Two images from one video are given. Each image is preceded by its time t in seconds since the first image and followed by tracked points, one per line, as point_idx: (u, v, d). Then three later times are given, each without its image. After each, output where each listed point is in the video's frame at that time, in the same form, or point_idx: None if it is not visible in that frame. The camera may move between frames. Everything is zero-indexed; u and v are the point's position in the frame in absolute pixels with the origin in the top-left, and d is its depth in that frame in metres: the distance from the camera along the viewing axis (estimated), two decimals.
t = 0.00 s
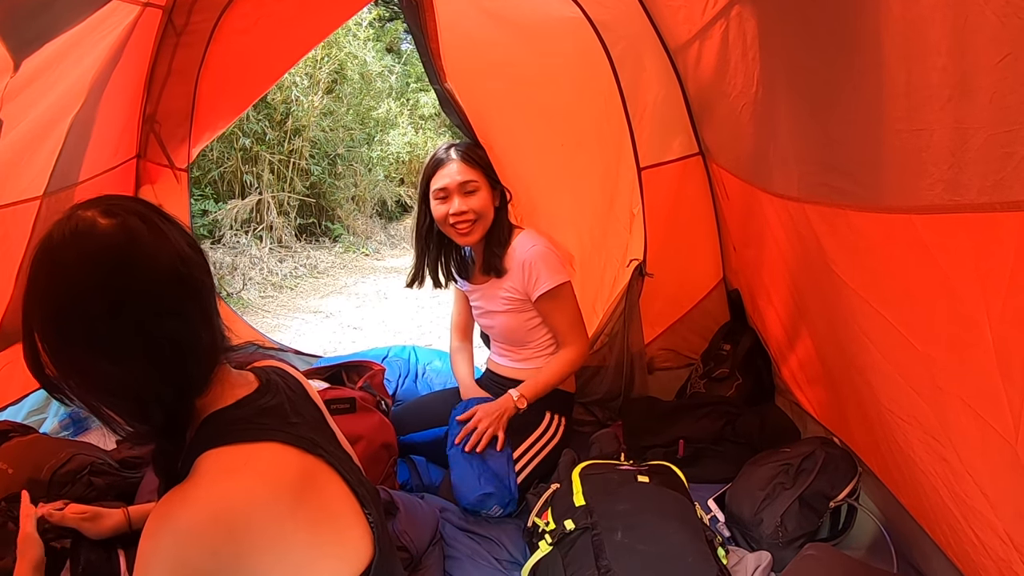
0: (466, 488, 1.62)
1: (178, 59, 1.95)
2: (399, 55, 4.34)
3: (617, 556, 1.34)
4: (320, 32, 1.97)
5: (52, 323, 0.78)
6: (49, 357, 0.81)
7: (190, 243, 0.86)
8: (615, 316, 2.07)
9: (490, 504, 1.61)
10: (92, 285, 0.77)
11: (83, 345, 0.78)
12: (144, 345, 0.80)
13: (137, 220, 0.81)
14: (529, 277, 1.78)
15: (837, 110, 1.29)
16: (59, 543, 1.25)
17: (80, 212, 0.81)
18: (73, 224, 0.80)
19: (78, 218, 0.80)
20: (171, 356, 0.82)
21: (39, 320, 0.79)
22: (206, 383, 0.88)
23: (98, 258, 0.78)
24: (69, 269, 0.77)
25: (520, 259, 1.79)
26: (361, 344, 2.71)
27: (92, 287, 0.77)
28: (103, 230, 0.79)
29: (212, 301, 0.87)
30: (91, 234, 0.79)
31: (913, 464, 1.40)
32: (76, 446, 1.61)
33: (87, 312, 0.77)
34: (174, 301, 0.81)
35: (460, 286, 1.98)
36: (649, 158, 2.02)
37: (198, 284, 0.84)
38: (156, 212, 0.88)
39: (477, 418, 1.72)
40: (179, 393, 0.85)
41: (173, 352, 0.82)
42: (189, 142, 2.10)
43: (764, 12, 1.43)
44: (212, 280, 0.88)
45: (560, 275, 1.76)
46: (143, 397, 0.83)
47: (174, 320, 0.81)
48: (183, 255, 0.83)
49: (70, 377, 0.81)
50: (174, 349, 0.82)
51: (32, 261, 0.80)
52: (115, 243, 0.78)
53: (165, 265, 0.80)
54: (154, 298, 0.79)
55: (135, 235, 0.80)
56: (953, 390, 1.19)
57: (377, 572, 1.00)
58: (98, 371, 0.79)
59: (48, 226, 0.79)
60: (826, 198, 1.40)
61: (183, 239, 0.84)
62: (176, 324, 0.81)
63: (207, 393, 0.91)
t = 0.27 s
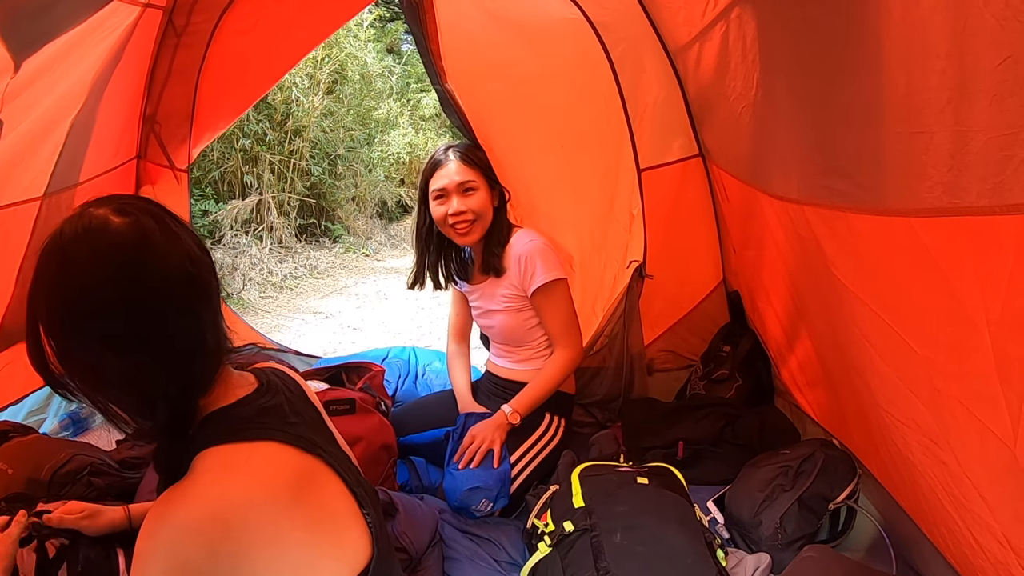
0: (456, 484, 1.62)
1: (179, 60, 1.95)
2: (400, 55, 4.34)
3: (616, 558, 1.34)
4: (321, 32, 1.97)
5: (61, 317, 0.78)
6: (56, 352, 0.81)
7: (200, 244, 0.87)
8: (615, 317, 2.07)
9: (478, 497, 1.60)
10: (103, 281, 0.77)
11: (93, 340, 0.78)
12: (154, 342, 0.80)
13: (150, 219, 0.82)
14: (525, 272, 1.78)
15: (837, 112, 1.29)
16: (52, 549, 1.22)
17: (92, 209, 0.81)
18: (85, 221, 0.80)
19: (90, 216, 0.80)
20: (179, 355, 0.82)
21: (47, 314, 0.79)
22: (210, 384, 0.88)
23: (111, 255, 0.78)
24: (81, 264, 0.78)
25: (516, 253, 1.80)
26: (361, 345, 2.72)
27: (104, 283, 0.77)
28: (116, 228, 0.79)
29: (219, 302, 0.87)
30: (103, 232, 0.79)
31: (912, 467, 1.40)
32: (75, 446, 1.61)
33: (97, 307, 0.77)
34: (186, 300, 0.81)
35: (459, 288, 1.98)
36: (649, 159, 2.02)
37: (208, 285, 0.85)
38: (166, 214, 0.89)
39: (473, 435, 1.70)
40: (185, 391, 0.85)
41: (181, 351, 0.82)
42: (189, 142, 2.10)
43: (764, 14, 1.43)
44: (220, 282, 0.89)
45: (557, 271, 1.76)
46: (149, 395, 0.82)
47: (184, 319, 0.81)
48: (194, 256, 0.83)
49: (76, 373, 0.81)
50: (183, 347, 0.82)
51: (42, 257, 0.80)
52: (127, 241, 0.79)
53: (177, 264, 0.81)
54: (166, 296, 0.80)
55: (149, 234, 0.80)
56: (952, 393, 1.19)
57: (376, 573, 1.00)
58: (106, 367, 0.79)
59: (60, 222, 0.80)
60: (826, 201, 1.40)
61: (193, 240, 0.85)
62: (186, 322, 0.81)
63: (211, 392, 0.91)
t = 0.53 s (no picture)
0: (456, 483, 1.64)
1: (180, 59, 1.95)
2: (400, 55, 4.34)
3: (617, 557, 1.34)
4: (322, 32, 1.97)
5: (66, 315, 0.78)
6: (60, 349, 0.81)
7: (205, 242, 0.87)
8: (615, 317, 2.07)
9: (478, 496, 1.62)
10: (109, 279, 0.77)
11: (98, 338, 0.78)
12: (159, 339, 0.80)
13: (156, 218, 0.82)
14: (525, 270, 1.78)
15: (838, 111, 1.29)
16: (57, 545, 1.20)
17: (98, 207, 0.81)
18: (91, 219, 0.80)
19: (95, 214, 0.80)
20: (184, 353, 0.82)
21: (52, 312, 0.79)
22: (215, 380, 0.89)
23: (117, 253, 0.78)
24: (86, 262, 0.78)
25: (516, 252, 1.80)
26: (361, 345, 2.72)
27: (110, 281, 0.77)
28: (122, 227, 0.79)
29: (224, 299, 0.87)
30: (109, 229, 0.79)
31: (912, 467, 1.40)
32: (76, 445, 1.61)
33: (103, 305, 0.77)
34: (191, 298, 0.81)
35: (459, 287, 1.98)
36: (649, 159, 2.02)
37: (214, 283, 0.85)
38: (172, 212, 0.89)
39: (473, 434, 1.71)
40: (190, 388, 0.86)
41: (187, 348, 0.82)
42: (190, 142, 2.10)
43: (765, 14, 1.43)
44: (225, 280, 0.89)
45: (555, 271, 1.76)
46: (154, 392, 0.83)
47: (190, 316, 0.81)
48: (200, 254, 0.84)
49: (82, 370, 0.81)
50: (188, 345, 0.82)
51: (46, 254, 0.80)
52: (134, 239, 0.79)
53: (183, 262, 0.81)
54: (172, 294, 0.80)
55: (155, 233, 0.80)
56: (952, 392, 1.19)
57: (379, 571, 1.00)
58: (111, 364, 0.80)
59: (65, 219, 0.80)
60: (826, 200, 1.40)
61: (198, 239, 0.85)
62: (191, 320, 0.82)
63: (215, 390, 0.91)
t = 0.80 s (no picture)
0: (458, 484, 1.63)
1: (182, 60, 1.96)
2: (402, 56, 4.34)
3: (618, 558, 1.34)
4: (324, 33, 1.97)
5: (72, 314, 0.78)
6: (67, 349, 0.81)
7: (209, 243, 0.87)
8: (616, 318, 2.06)
9: (479, 497, 1.61)
10: (114, 278, 0.78)
11: (104, 337, 0.78)
12: (165, 338, 0.80)
13: (161, 218, 0.82)
14: (526, 271, 1.78)
15: (839, 113, 1.29)
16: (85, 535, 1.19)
17: (103, 208, 0.82)
18: (96, 220, 0.80)
19: (100, 215, 0.81)
20: (190, 351, 0.82)
21: (58, 311, 0.79)
22: (220, 379, 0.89)
23: (122, 252, 0.78)
24: (92, 262, 0.78)
25: (518, 253, 1.80)
26: (363, 345, 2.72)
27: (116, 280, 0.78)
28: (127, 227, 0.80)
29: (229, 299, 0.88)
30: (114, 230, 0.80)
31: (913, 468, 1.40)
32: (78, 446, 1.61)
33: (109, 304, 0.78)
34: (197, 297, 0.82)
35: (460, 287, 1.98)
36: (650, 160, 2.02)
37: (219, 282, 0.85)
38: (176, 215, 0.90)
39: (474, 435, 1.71)
40: (196, 387, 0.86)
41: (193, 346, 0.82)
42: (192, 143, 2.09)
43: (767, 15, 1.43)
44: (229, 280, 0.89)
45: (559, 271, 1.77)
46: (161, 390, 0.83)
47: (195, 315, 0.82)
48: (205, 254, 0.84)
49: (89, 370, 0.81)
50: (193, 344, 0.82)
51: (51, 255, 0.80)
52: (139, 239, 0.79)
53: (188, 261, 0.81)
54: (178, 293, 0.80)
55: (160, 233, 0.81)
56: (953, 393, 1.19)
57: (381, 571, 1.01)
58: (117, 363, 0.79)
59: (71, 221, 0.80)
60: (828, 201, 1.40)
61: (203, 239, 0.86)
62: (196, 319, 0.82)
63: (220, 388, 0.91)
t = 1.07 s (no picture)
0: (460, 484, 1.63)
1: (184, 61, 1.96)
2: (404, 56, 4.33)
3: (620, 558, 1.34)
4: (326, 33, 1.97)
5: (80, 314, 0.78)
6: (74, 349, 0.81)
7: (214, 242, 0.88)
8: (619, 319, 2.06)
9: (482, 498, 1.61)
10: (121, 277, 0.78)
11: (113, 336, 0.78)
12: (172, 337, 0.80)
13: (166, 218, 0.82)
14: (529, 272, 1.78)
15: (841, 114, 1.29)
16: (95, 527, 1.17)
17: (108, 210, 0.81)
18: (101, 221, 0.80)
19: (106, 216, 0.81)
20: (198, 349, 0.82)
21: (65, 312, 0.79)
22: (227, 377, 0.89)
23: (129, 251, 0.78)
24: (98, 261, 0.78)
25: (521, 254, 1.80)
26: (365, 346, 2.72)
27: (123, 280, 0.78)
28: (133, 227, 0.80)
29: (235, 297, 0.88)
30: (120, 230, 0.80)
31: (916, 469, 1.40)
32: (80, 445, 1.61)
33: (116, 303, 0.78)
34: (204, 295, 0.82)
35: (463, 288, 1.98)
36: (653, 161, 2.02)
37: (224, 280, 0.85)
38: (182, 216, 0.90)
39: (477, 435, 1.71)
40: (204, 385, 0.86)
41: (200, 344, 0.82)
42: (194, 143, 2.10)
43: (769, 16, 1.43)
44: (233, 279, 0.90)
45: (562, 272, 1.77)
46: (169, 389, 0.83)
47: (202, 313, 0.82)
48: (211, 252, 0.84)
49: (96, 370, 0.81)
50: (201, 342, 0.82)
51: (57, 257, 0.80)
52: (145, 239, 0.79)
53: (195, 260, 0.82)
54: (185, 292, 0.80)
55: (166, 232, 0.81)
56: (955, 393, 1.19)
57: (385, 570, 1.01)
58: (125, 362, 0.80)
59: (76, 222, 0.80)
60: (830, 202, 1.40)
61: (208, 238, 0.86)
62: (203, 317, 0.82)
63: (225, 386, 0.91)
